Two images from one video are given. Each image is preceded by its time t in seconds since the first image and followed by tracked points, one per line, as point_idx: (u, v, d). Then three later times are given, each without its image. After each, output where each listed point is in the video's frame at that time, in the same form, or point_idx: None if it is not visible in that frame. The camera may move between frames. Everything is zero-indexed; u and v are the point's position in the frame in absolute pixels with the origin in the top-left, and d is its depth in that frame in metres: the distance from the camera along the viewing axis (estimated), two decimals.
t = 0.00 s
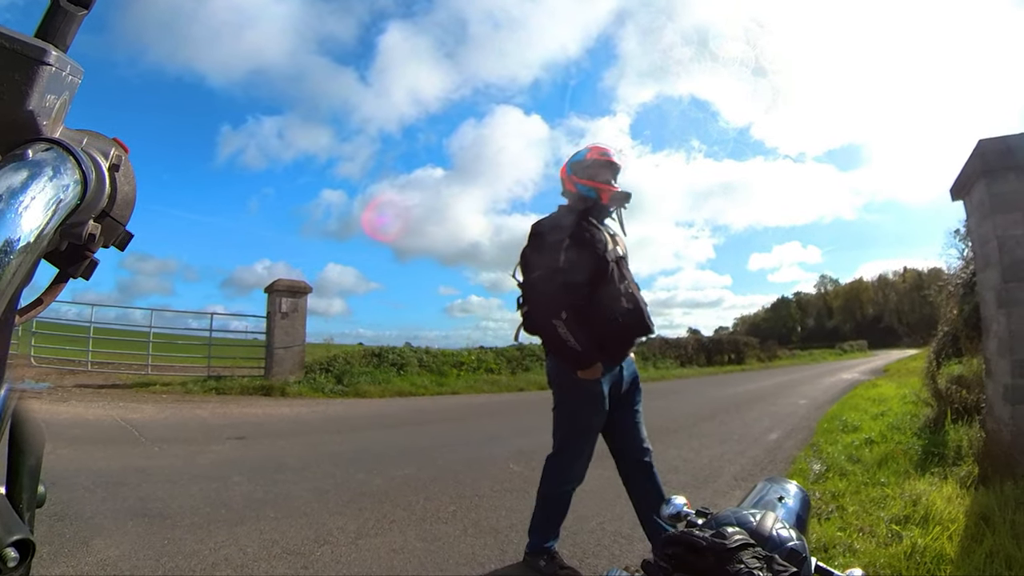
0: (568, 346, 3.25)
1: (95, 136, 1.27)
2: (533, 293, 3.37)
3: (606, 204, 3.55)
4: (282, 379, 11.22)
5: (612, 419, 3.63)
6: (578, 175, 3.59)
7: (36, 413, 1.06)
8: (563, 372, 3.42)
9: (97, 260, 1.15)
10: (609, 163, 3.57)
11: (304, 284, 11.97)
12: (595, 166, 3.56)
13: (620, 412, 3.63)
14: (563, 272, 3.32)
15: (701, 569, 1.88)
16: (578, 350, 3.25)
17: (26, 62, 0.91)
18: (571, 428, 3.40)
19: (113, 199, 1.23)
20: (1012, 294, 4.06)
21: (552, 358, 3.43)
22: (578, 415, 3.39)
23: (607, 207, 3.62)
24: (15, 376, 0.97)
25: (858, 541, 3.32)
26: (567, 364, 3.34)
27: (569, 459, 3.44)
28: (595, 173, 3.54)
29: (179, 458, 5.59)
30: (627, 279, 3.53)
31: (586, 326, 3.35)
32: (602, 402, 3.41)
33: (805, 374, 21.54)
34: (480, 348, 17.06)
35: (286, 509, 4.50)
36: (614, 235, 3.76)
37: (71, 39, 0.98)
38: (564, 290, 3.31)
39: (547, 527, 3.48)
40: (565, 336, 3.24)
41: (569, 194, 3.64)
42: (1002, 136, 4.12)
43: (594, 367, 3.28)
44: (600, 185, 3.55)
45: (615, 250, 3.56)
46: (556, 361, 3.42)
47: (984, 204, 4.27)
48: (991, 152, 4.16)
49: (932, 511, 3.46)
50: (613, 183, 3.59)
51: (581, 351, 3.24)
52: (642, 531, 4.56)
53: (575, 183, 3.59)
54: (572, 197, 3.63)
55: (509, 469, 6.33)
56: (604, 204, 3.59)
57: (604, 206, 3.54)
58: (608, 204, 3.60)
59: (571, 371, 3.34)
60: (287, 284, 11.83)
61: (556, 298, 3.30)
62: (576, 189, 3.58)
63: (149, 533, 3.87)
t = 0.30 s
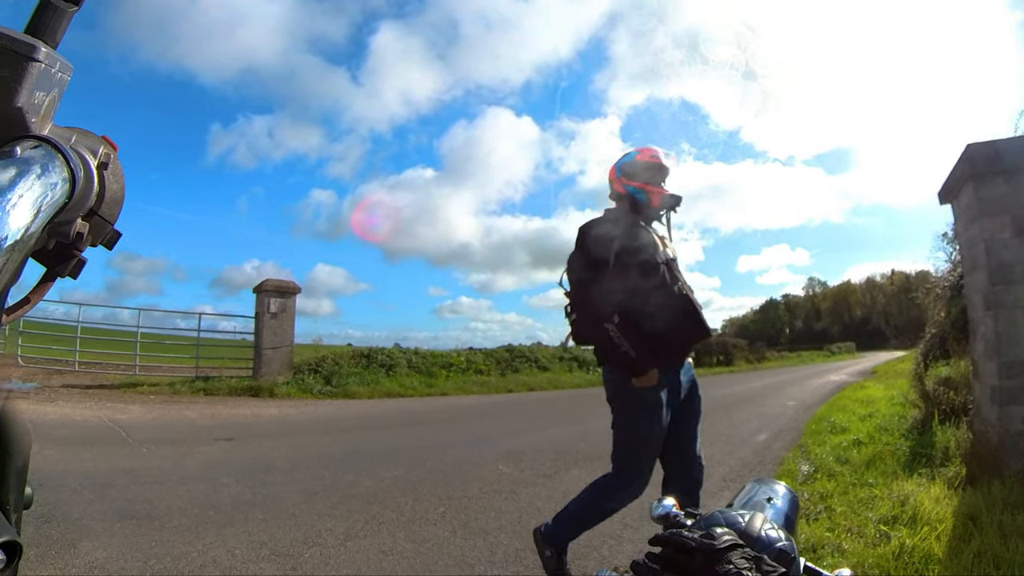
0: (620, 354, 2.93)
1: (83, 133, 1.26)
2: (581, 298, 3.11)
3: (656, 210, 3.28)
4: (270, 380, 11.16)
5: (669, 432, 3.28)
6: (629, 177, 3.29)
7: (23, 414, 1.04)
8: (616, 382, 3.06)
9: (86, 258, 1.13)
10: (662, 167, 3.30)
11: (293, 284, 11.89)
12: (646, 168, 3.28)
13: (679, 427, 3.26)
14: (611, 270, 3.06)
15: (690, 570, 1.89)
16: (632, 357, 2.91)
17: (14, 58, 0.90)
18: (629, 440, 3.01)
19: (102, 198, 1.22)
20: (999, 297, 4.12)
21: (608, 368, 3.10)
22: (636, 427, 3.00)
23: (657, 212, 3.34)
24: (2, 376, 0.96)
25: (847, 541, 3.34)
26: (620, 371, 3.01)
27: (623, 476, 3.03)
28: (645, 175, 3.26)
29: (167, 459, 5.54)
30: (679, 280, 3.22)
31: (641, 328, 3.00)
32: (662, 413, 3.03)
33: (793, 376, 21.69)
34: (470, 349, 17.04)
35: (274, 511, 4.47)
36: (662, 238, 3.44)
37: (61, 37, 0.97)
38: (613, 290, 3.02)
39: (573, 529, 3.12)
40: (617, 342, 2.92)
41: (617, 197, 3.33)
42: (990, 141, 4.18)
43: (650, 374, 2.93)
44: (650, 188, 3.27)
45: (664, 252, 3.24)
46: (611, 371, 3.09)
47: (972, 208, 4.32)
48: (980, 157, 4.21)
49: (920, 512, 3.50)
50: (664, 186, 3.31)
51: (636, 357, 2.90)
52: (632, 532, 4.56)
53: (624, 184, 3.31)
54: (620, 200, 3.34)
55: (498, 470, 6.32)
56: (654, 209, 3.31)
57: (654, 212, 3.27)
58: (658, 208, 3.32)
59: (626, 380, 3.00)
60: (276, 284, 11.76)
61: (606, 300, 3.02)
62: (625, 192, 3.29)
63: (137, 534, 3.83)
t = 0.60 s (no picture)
0: (667, 340, 2.87)
1: (72, 131, 1.24)
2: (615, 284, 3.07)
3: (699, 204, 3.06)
4: (258, 380, 11.09)
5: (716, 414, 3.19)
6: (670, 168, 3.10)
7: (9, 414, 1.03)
8: (662, 374, 2.94)
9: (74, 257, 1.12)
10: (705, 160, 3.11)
11: (281, 285, 11.81)
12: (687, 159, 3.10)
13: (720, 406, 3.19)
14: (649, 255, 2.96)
15: (680, 570, 1.89)
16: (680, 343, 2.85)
17: (4, 54, 0.88)
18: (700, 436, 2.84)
19: (90, 196, 1.21)
20: (986, 299, 4.17)
21: (649, 359, 3.00)
22: (700, 419, 2.85)
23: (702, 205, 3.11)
24: None
25: (836, 541, 3.37)
26: (667, 362, 2.91)
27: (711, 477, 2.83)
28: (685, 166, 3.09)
29: (155, 460, 5.48)
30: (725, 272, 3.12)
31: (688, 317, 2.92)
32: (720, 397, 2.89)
33: (782, 377, 21.83)
34: (459, 351, 17.01)
35: (263, 512, 4.44)
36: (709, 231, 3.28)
37: (52, 33, 0.96)
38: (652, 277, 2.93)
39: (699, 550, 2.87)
40: (664, 328, 2.87)
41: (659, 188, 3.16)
42: (978, 146, 4.24)
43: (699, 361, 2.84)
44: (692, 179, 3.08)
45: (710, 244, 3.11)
46: (653, 362, 2.97)
47: (959, 211, 4.38)
48: (968, 161, 4.27)
49: (908, 512, 3.53)
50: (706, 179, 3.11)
51: (684, 343, 2.84)
52: (621, 533, 4.57)
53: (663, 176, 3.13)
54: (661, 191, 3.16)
55: (488, 472, 6.31)
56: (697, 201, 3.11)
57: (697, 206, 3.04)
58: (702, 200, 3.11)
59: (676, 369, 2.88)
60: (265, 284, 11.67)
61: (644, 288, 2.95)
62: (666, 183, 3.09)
63: (125, 536, 3.78)
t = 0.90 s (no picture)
0: (738, 356, 2.73)
1: (61, 128, 1.23)
2: (662, 296, 2.91)
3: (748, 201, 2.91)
4: (247, 381, 11.02)
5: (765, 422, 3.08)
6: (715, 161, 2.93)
7: None
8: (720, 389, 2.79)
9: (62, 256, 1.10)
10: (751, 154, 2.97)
11: (270, 285, 11.74)
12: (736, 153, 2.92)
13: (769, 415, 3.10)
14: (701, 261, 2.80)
15: (669, 571, 1.89)
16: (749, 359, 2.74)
17: None
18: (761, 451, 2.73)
19: (79, 194, 1.19)
20: (974, 302, 4.23)
21: (703, 374, 2.83)
22: (761, 433, 2.75)
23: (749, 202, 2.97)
24: None
25: (824, 542, 3.41)
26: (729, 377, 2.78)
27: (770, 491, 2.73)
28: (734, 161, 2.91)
29: (142, 461, 5.42)
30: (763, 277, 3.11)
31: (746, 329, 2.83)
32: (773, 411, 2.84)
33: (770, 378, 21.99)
34: (448, 351, 16.99)
35: (251, 514, 4.40)
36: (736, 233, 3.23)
37: (42, 30, 0.95)
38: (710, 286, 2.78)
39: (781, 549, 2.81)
40: (735, 344, 2.73)
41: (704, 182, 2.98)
42: (966, 149, 4.29)
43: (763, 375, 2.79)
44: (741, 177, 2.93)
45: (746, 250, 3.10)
46: (710, 376, 2.81)
47: (947, 215, 4.43)
48: (957, 164, 4.31)
49: (897, 513, 3.56)
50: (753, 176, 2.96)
51: (755, 359, 2.74)
52: (610, 534, 4.58)
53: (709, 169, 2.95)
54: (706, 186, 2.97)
55: (477, 473, 6.31)
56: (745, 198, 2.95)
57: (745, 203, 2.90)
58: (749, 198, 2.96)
59: (739, 385, 2.76)
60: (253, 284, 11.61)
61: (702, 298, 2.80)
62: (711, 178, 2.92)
63: (112, 538, 3.74)
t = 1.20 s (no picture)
0: (819, 364, 2.40)
1: (51, 125, 1.22)
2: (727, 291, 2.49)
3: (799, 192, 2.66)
4: (235, 382, 10.95)
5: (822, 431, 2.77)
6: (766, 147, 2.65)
7: None
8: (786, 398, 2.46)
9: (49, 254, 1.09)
10: (802, 143, 2.73)
11: (259, 285, 11.68)
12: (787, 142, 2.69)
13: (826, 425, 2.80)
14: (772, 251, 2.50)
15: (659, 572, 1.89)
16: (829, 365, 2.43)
17: None
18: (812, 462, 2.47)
19: (68, 192, 1.18)
20: (962, 304, 4.27)
21: (773, 381, 2.48)
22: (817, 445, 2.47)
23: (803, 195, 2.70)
24: None
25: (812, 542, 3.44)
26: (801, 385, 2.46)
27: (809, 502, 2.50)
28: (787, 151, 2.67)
29: (129, 462, 5.36)
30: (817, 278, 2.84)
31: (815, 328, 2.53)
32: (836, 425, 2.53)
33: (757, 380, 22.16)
34: (437, 352, 16.97)
35: (239, 515, 4.37)
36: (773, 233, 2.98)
37: (34, 25, 0.94)
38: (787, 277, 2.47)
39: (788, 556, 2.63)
40: (817, 348, 2.40)
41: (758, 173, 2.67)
42: (954, 153, 4.34)
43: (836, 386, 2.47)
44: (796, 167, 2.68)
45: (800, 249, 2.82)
46: (779, 384, 2.47)
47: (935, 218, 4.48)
48: (945, 168, 4.36)
49: (885, 513, 3.59)
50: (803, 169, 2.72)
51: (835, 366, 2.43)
52: (599, 535, 4.59)
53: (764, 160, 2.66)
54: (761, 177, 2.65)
55: (466, 474, 6.30)
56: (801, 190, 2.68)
57: (800, 194, 2.64)
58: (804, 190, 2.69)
59: (807, 398, 2.44)
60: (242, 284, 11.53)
61: (781, 292, 2.47)
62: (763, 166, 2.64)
63: (99, 540, 3.69)
